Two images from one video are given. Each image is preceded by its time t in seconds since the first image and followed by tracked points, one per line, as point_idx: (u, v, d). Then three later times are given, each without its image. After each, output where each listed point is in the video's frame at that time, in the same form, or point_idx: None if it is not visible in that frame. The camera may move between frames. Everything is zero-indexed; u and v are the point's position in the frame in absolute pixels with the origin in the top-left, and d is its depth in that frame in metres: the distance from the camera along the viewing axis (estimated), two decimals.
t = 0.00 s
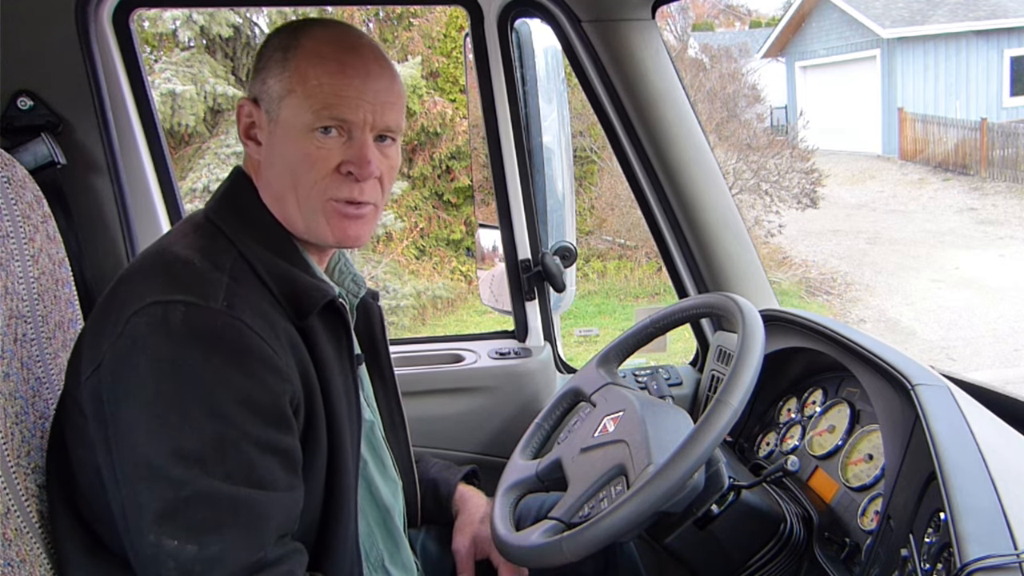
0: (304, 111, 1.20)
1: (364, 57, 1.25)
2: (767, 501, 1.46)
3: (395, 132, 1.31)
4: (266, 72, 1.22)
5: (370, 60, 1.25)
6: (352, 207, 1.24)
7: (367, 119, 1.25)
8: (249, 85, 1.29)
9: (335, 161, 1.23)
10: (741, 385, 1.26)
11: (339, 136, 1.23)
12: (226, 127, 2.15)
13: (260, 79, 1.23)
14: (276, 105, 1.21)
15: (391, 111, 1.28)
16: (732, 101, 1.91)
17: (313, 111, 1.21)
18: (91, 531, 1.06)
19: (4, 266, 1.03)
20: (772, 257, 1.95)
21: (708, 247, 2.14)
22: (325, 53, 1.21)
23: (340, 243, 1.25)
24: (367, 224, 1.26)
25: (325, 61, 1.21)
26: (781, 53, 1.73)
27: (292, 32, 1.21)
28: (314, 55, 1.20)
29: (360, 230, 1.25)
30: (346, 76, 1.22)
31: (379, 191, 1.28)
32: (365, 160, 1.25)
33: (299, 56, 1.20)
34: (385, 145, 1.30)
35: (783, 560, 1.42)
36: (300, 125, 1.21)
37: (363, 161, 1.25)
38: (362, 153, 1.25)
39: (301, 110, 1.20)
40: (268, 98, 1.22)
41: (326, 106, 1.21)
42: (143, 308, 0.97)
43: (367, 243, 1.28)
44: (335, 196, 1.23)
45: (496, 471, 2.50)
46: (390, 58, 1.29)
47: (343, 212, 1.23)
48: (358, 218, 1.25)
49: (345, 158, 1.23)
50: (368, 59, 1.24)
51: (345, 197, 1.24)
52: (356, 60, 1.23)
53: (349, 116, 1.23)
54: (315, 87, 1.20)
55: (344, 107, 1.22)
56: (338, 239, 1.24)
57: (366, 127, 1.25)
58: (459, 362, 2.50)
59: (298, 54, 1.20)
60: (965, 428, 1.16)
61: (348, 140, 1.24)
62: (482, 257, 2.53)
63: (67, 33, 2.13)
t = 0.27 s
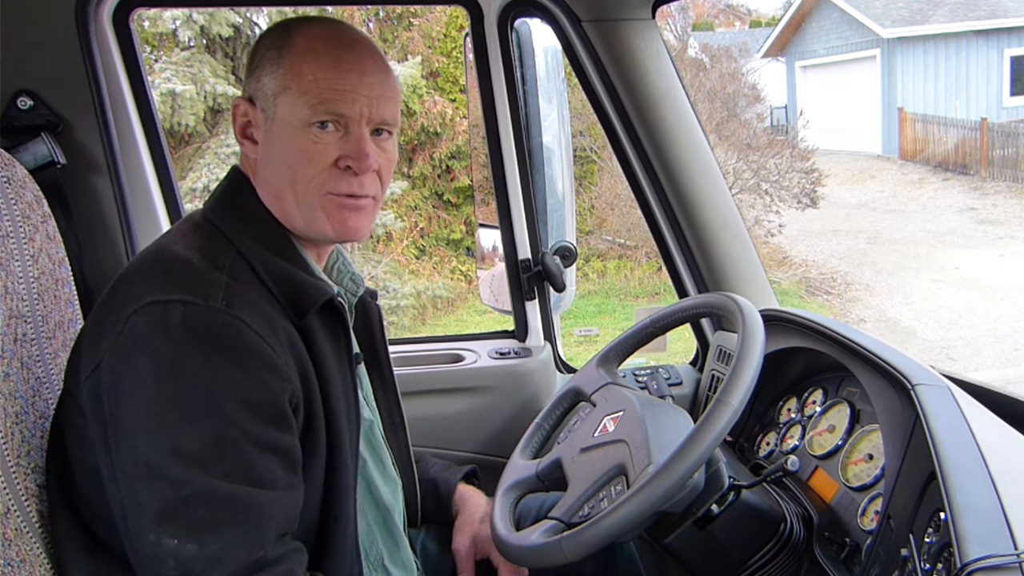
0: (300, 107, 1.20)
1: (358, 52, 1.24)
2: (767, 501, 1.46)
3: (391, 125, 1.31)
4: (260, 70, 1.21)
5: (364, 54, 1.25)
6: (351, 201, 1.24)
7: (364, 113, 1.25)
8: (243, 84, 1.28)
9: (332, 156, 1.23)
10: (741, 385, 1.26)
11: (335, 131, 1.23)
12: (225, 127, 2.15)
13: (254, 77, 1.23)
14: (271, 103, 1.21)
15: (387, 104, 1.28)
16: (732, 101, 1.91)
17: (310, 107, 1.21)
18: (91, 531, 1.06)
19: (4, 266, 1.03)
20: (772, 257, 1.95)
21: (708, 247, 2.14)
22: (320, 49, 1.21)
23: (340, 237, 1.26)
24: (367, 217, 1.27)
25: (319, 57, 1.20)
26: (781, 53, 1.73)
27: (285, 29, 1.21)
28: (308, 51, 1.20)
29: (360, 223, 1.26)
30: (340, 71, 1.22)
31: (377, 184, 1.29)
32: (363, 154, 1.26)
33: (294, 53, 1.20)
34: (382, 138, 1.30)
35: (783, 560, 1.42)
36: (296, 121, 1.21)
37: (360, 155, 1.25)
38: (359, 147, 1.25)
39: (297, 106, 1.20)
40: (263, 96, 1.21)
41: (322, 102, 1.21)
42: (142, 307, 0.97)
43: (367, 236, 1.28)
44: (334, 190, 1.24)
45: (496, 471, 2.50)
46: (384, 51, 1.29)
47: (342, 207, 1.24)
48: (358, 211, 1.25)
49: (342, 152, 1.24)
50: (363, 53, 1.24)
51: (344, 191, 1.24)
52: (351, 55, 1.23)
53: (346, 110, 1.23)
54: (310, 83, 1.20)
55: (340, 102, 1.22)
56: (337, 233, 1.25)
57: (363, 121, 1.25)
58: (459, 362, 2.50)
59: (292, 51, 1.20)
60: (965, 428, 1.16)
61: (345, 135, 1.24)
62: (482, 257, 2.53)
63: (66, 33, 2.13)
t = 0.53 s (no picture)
0: (298, 107, 1.20)
1: (354, 50, 1.24)
2: (767, 501, 1.46)
3: (389, 123, 1.31)
4: (257, 71, 1.21)
5: (361, 52, 1.24)
6: (351, 200, 1.24)
7: (362, 112, 1.25)
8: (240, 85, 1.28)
9: (331, 155, 1.23)
10: (741, 385, 1.26)
11: (334, 130, 1.23)
12: (226, 127, 2.15)
13: (251, 78, 1.23)
14: (269, 103, 1.21)
15: (384, 102, 1.28)
16: (732, 101, 1.91)
17: (307, 106, 1.21)
18: (91, 531, 1.06)
19: (3, 266, 1.03)
20: (772, 257, 1.95)
21: (708, 247, 2.14)
22: (316, 48, 1.21)
23: (340, 236, 1.26)
24: (367, 215, 1.27)
25: (316, 56, 1.20)
26: (781, 53, 1.73)
27: (280, 29, 1.21)
28: (304, 51, 1.20)
29: (360, 222, 1.26)
30: (337, 70, 1.22)
31: (377, 183, 1.29)
32: (362, 152, 1.26)
33: (290, 53, 1.20)
34: (380, 136, 1.30)
35: (783, 560, 1.42)
36: (295, 121, 1.21)
37: (359, 154, 1.25)
38: (357, 147, 1.25)
39: (295, 106, 1.20)
40: (260, 96, 1.21)
41: (320, 101, 1.21)
42: (141, 309, 0.97)
43: (367, 234, 1.29)
44: (334, 189, 1.24)
45: (497, 471, 2.50)
46: (379, 49, 1.29)
47: (342, 206, 1.24)
48: (358, 210, 1.25)
49: (341, 151, 1.24)
50: (359, 52, 1.24)
51: (343, 190, 1.24)
52: (347, 53, 1.23)
53: (343, 109, 1.23)
54: (307, 83, 1.20)
55: (338, 102, 1.22)
56: (338, 232, 1.25)
57: (361, 120, 1.25)
58: (459, 362, 2.50)
59: (288, 51, 1.20)
60: (965, 428, 1.16)
61: (343, 134, 1.24)
62: (482, 257, 2.53)
63: (66, 33, 2.13)
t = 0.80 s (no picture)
0: (321, 124, 1.19)
1: (387, 75, 1.22)
2: (767, 501, 1.46)
3: (410, 153, 1.28)
4: (287, 78, 1.21)
5: (392, 77, 1.22)
6: (356, 223, 1.23)
7: (383, 138, 1.22)
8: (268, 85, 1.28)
9: (345, 177, 1.22)
10: (741, 386, 1.26)
11: (353, 152, 1.21)
12: (225, 127, 2.15)
13: (280, 83, 1.22)
14: (294, 114, 1.20)
15: (410, 131, 1.25)
16: (732, 101, 1.91)
17: (330, 125, 1.19)
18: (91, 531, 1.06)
19: (3, 266, 1.03)
20: (772, 258, 1.95)
21: (708, 248, 2.14)
22: (348, 67, 1.19)
23: (340, 254, 1.25)
24: (370, 240, 1.26)
25: (346, 76, 1.19)
26: (781, 53, 1.73)
27: (318, 43, 1.20)
28: (336, 69, 1.19)
29: (362, 246, 1.25)
30: (366, 94, 1.20)
31: (386, 209, 1.27)
32: (377, 179, 1.23)
33: (321, 68, 1.19)
34: (398, 164, 1.27)
35: (783, 560, 1.42)
36: (316, 137, 1.20)
37: (373, 179, 1.23)
38: (373, 172, 1.23)
39: (318, 122, 1.19)
40: (286, 104, 1.21)
41: (343, 120, 1.19)
42: (138, 308, 0.98)
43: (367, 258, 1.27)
44: (341, 210, 1.23)
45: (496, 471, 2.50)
46: (413, 75, 1.27)
47: (346, 226, 1.23)
48: (361, 234, 1.24)
49: (357, 173, 1.22)
50: (390, 76, 1.22)
51: (351, 212, 1.23)
52: (378, 78, 1.21)
53: (365, 133, 1.21)
54: (334, 101, 1.19)
55: (361, 124, 1.20)
56: (338, 250, 1.24)
57: (382, 147, 1.23)
58: (459, 362, 2.50)
59: (321, 66, 1.19)
60: (965, 429, 1.16)
61: (361, 157, 1.21)
62: (482, 257, 2.53)
63: (67, 33, 2.13)
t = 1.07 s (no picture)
0: (319, 116, 1.20)
1: (380, 63, 1.24)
2: (767, 500, 1.45)
3: (407, 139, 1.31)
4: (281, 74, 1.22)
5: (386, 66, 1.24)
6: (362, 213, 1.24)
7: (381, 126, 1.25)
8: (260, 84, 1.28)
9: (346, 167, 1.23)
10: (741, 386, 1.26)
11: (353, 142, 1.23)
12: (225, 127, 2.15)
13: (274, 81, 1.23)
14: (290, 109, 1.21)
15: (405, 117, 1.28)
16: (732, 101, 1.91)
17: (328, 117, 1.21)
18: (92, 532, 1.06)
19: (3, 266, 1.03)
20: (772, 258, 1.95)
21: (708, 248, 2.14)
22: (342, 59, 1.21)
23: (348, 246, 1.25)
24: (377, 229, 1.27)
25: (342, 67, 1.20)
26: (781, 53, 1.73)
27: (310, 36, 1.21)
28: (331, 61, 1.20)
29: (369, 235, 1.26)
30: (362, 83, 1.22)
31: (389, 197, 1.29)
32: (377, 167, 1.25)
33: (316, 62, 1.20)
34: (397, 152, 1.30)
35: (782, 560, 1.42)
36: (314, 129, 1.21)
37: (375, 168, 1.25)
38: (374, 160, 1.25)
39: (316, 115, 1.20)
40: (282, 100, 1.21)
41: (341, 112, 1.21)
42: (149, 312, 0.98)
43: (374, 247, 1.28)
44: (346, 201, 1.23)
45: (496, 471, 2.50)
46: (404, 63, 1.29)
47: (353, 217, 1.23)
48: (368, 224, 1.25)
49: (358, 163, 1.24)
50: (384, 65, 1.24)
51: (356, 202, 1.24)
52: (373, 67, 1.23)
53: (363, 122, 1.23)
54: (331, 93, 1.20)
55: (359, 114, 1.22)
56: (346, 242, 1.25)
57: (380, 135, 1.25)
58: (459, 362, 2.50)
59: (315, 60, 1.20)
60: (965, 429, 1.16)
61: (361, 146, 1.24)
62: (482, 257, 2.53)
63: (66, 34, 2.13)
